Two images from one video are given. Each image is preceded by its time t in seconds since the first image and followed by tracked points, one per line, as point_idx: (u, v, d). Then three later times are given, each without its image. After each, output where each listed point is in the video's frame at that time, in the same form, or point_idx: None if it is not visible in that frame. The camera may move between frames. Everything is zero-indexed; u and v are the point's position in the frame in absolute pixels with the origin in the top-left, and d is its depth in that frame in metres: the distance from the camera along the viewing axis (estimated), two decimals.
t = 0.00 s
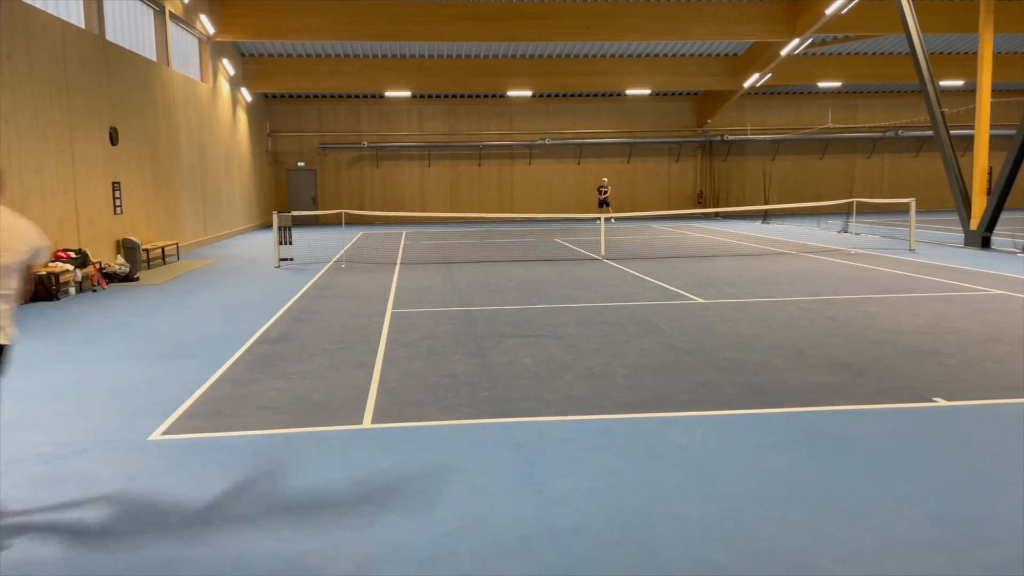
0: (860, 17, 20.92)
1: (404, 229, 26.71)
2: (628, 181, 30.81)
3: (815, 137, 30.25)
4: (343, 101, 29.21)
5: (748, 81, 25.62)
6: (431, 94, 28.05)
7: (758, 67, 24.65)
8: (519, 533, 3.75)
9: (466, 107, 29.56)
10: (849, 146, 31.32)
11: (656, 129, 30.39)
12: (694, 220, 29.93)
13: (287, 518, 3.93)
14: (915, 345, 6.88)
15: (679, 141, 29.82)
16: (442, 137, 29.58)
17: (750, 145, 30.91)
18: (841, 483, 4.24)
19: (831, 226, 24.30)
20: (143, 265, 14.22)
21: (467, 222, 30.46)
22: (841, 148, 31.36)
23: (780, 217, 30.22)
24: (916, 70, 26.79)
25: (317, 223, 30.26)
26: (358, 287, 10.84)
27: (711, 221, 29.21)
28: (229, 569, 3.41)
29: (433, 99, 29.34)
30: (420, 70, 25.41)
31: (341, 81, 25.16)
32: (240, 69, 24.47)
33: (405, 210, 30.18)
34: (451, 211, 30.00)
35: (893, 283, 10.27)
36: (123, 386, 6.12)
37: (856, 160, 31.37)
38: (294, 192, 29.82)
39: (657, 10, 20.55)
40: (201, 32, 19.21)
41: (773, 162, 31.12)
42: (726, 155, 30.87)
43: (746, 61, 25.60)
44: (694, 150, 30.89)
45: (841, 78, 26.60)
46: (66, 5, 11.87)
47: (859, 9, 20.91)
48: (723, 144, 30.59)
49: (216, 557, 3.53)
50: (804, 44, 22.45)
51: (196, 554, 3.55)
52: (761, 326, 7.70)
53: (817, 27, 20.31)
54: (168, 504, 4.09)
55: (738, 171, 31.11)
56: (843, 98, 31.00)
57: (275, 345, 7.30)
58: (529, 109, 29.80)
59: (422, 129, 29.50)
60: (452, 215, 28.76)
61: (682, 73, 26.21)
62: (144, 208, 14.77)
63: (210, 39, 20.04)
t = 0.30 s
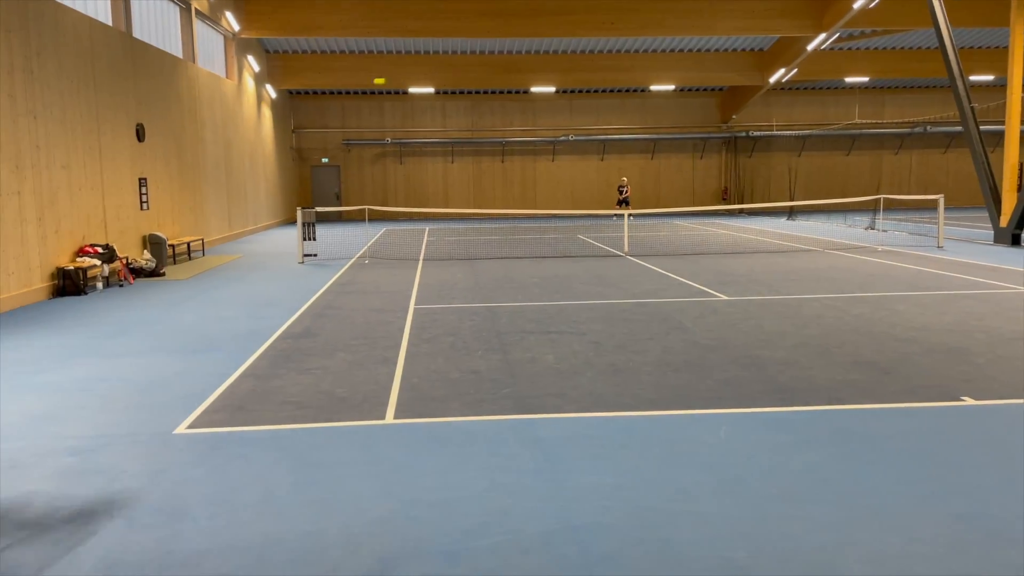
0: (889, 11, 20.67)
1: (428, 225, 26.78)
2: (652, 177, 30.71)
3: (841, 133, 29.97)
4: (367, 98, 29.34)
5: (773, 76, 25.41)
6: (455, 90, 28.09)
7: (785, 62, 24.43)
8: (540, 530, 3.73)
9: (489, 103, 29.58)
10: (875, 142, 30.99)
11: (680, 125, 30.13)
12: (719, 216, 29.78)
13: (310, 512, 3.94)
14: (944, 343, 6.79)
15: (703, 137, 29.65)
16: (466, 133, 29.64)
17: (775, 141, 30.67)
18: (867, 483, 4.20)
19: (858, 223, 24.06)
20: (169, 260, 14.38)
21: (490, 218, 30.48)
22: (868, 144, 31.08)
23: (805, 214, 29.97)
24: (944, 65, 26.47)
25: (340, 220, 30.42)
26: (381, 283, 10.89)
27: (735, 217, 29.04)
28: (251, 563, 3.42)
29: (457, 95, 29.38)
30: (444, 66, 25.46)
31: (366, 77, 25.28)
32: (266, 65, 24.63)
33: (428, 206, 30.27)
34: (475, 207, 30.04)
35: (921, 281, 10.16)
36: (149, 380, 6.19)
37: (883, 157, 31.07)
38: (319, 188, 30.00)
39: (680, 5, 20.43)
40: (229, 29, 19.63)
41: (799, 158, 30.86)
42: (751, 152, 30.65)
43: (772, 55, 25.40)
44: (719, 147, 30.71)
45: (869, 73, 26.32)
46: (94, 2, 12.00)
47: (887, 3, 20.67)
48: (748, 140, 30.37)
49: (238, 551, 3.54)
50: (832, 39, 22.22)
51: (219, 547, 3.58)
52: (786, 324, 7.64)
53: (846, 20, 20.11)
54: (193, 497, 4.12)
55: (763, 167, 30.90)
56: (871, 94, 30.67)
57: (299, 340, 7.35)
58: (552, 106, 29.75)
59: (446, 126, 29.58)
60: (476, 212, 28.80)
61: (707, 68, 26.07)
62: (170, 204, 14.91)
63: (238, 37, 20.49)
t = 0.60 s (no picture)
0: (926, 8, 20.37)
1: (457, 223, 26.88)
2: (682, 175, 30.51)
3: (876, 131, 29.56)
4: (398, 96, 29.49)
5: (807, 74, 25.12)
6: (485, 89, 28.15)
7: (820, 59, 24.14)
8: (568, 527, 3.73)
9: (520, 101, 29.59)
10: (911, 141, 30.53)
11: (712, 123, 29.80)
12: (750, 215, 29.52)
13: (339, 506, 3.98)
14: (981, 344, 6.68)
15: (735, 135, 29.42)
16: (496, 131, 29.68)
17: (808, 139, 30.34)
18: (900, 485, 4.14)
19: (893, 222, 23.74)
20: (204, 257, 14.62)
21: (519, 216, 30.51)
22: (904, 142, 30.61)
23: (839, 213, 29.63)
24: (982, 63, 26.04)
25: (370, 217, 30.64)
26: (410, 280, 10.94)
27: (767, 216, 28.80)
28: (282, 556, 3.46)
29: (487, 93, 29.43)
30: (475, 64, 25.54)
31: (397, 76, 25.48)
32: (299, 65, 24.87)
33: (458, 204, 30.38)
34: (505, 205, 30.08)
35: (957, 281, 10.00)
36: (183, 374, 6.29)
37: (919, 155, 30.60)
38: (350, 186, 30.25)
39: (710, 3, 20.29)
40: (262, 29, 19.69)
41: (833, 156, 30.50)
42: (785, 150, 30.40)
43: (806, 53, 25.14)
44: (751, 145, 30.43)
45: (905, 70, 25.95)
46: (132, 3, 12.20)
47: None
48: (781, 138, 30.07)
49: (269, 544, 3.58)
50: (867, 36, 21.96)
51: (251, 540, 3.62)
52: (818, 324, 7.56)
53: (882, 17, 19.89)
54: (225, 490, 4.17)
55: (796, 165, 30.59)
56: (907, 91, 30.20)
57: (330, 336, 7.42)
58: (582, 103, 29.67)
59: (476, 124, 29.64)
60: (506, 209, 28.86)
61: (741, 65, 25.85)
62: (205, 201, 15.12)
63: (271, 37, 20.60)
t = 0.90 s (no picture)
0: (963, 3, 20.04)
1: (486, 221, 26.93)
2: (712, 173, 30.28)
3: (911, 129, 29.13)
4: (427, 94, 29.59)
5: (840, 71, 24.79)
6: (514, 87, 28.16)
7: (853, 56, 23.82)
8: (598, 526, 3.73)
9: (549, 99, 29.54)
10: (947, 138, 30.03)
11: (743, 120, 29.67)
12: (781, 214, 29.24)
13: (369, 502, 4.01)
14: (1019, 346, 6.57)
15: (766, 133, 29.15)
16: (524, 129, 29.67)
17: (841, 137, 29.97)
18: (936, 488, 4.08)
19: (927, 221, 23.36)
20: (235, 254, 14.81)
21: (548, 214, 30.50)
22: (939, 139, 30.14)
23: (873, 212, 29.24)
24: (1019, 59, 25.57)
25: (399, 215, 30.79)
26: (440, 278, 10.99)
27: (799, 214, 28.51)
28: (314, 551, 3.49)
29: (516, 91, 29.44)
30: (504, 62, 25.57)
31: (427, 74, 25.55)
32: (328, 63, 25.06)
33: (487, 202, 30.42)
34: (533, 203, 30.08)
35: (994, 281, 9.84)
36: (217, 369, 6.38)
37: (954, 153, 30.09)
38: (379, 184, 30.43)
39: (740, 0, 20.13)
40: (293, 27, 19.88)
41: (866, 154, 30.10)
42: (816, 147, 30.06)
43: (839, 49, 24.84)
44: (782, 142, 30.13)
45: (940, 67, 25.55)
46: (167, 3, 12.36)
47: None
48: (813, 136, 29.72)
49: (300, 539, 3.61)
50: (902, 32, 21.66)
51: (282, 535, 3.65)
52: (850, 324, 7.47)
53: (917, 13, 19.61)
54: (258, 485, 4.22)
55: (829, 163, 30.23)
56: (942, 88, 29.76)
57: (360, 333, 7.48)
58: (611, 101, 29.55)
59: (504, 122, 29.66)
60: (535, 208, 28.86)
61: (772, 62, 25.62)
62: (237, 199, 15.30)
63: (302, 35, 20.74)
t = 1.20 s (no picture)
0: None
1: (503, 218, 26.92)
2: (731, 169, 30.07)
3: (933, 124, 28.82)
4: (443, 91, 29.61)
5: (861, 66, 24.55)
6: (532, 83, 28.12)
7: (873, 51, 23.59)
8: (614, 525, 3.71)
9: (566, 96, 29.47)
10: (969, 134, 29.68)
11: (762, 116, 29.51)
12: (799, 210, 29.04)
13: (386, 499, 4.01)
14: None
15: (785, 128, 28.94)
16: (542, 125, 29.64)
17: (862, 132, 29.70)
18: (958, 487, 4.03)
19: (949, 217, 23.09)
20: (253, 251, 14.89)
21: (565, 211, 30.45)
22: (962, 135, 29.79)
23: (893, 208, 28.96)
24: None
25: (416, 212, 30.85)
26: (457, 274, 11.00)
27: (818, 211, 28.30)
28: (331, 547, 3.50)
29: (534, 88, 29.40)
30: (521, 59, 25.53)
31: (444, 71, 25.54)
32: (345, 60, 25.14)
33: (504, 198, 30.41)
34: (551, 199, 30.04)
35: (1018, 278, 9.71)
36: (236, 366, 6.41)
37: (976, 148, 29.73)
38: (396, 181, 30.48)
39: None
40: (310, 25, 19.97)
41: (887, 150, 29.81)
42: (836, 143, 29.76)
43: (859, 44, 24.61)
44: (802, 138, 29.88)
45: (962, 61, 25.27)
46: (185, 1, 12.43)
47: None
48: (833, 131, 29.47)
49: (317, 535, 3.62)
50: (923, 26, 21.43)
51: (299, 531, 3.66)
52: (870, 322, 7.41)
53: (938, 7, 19.41)
54: (275, 480, 4.24)
55: (849, 159, 29.97)
56: (964, 83, 29.41)
57: (377, 330, 7.50)
58: (629, 97, 29.44)
59: (521, 118, 29.62)
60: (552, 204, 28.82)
61: (791, 57, 25.41)
62: (255, 196, 15.38)
63: (319, 33, 20.78)
